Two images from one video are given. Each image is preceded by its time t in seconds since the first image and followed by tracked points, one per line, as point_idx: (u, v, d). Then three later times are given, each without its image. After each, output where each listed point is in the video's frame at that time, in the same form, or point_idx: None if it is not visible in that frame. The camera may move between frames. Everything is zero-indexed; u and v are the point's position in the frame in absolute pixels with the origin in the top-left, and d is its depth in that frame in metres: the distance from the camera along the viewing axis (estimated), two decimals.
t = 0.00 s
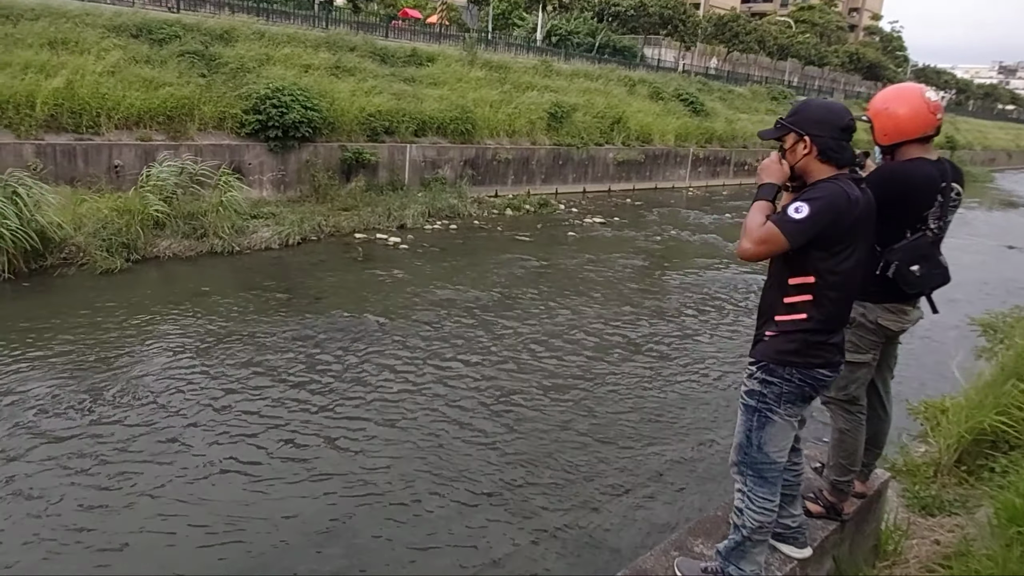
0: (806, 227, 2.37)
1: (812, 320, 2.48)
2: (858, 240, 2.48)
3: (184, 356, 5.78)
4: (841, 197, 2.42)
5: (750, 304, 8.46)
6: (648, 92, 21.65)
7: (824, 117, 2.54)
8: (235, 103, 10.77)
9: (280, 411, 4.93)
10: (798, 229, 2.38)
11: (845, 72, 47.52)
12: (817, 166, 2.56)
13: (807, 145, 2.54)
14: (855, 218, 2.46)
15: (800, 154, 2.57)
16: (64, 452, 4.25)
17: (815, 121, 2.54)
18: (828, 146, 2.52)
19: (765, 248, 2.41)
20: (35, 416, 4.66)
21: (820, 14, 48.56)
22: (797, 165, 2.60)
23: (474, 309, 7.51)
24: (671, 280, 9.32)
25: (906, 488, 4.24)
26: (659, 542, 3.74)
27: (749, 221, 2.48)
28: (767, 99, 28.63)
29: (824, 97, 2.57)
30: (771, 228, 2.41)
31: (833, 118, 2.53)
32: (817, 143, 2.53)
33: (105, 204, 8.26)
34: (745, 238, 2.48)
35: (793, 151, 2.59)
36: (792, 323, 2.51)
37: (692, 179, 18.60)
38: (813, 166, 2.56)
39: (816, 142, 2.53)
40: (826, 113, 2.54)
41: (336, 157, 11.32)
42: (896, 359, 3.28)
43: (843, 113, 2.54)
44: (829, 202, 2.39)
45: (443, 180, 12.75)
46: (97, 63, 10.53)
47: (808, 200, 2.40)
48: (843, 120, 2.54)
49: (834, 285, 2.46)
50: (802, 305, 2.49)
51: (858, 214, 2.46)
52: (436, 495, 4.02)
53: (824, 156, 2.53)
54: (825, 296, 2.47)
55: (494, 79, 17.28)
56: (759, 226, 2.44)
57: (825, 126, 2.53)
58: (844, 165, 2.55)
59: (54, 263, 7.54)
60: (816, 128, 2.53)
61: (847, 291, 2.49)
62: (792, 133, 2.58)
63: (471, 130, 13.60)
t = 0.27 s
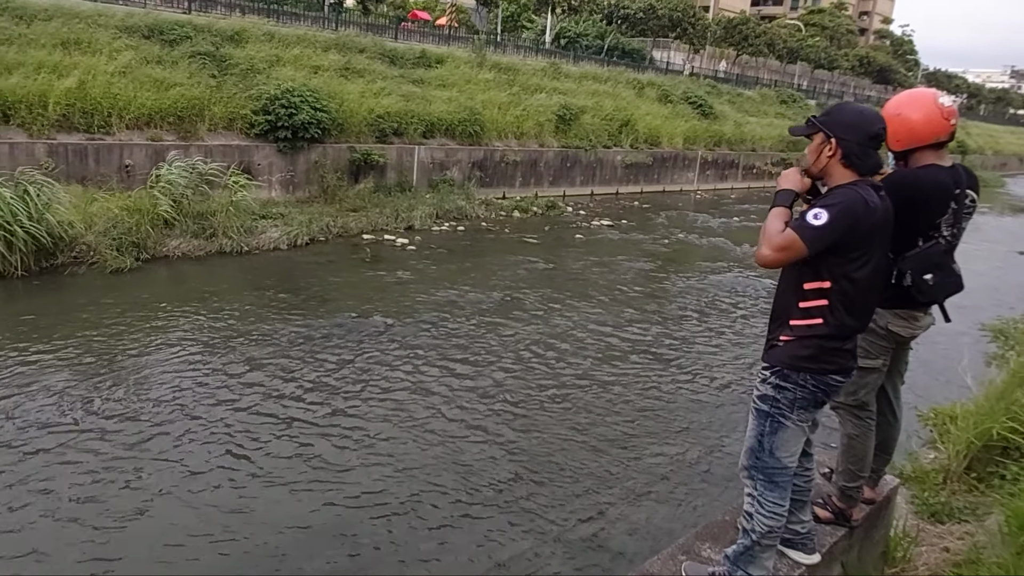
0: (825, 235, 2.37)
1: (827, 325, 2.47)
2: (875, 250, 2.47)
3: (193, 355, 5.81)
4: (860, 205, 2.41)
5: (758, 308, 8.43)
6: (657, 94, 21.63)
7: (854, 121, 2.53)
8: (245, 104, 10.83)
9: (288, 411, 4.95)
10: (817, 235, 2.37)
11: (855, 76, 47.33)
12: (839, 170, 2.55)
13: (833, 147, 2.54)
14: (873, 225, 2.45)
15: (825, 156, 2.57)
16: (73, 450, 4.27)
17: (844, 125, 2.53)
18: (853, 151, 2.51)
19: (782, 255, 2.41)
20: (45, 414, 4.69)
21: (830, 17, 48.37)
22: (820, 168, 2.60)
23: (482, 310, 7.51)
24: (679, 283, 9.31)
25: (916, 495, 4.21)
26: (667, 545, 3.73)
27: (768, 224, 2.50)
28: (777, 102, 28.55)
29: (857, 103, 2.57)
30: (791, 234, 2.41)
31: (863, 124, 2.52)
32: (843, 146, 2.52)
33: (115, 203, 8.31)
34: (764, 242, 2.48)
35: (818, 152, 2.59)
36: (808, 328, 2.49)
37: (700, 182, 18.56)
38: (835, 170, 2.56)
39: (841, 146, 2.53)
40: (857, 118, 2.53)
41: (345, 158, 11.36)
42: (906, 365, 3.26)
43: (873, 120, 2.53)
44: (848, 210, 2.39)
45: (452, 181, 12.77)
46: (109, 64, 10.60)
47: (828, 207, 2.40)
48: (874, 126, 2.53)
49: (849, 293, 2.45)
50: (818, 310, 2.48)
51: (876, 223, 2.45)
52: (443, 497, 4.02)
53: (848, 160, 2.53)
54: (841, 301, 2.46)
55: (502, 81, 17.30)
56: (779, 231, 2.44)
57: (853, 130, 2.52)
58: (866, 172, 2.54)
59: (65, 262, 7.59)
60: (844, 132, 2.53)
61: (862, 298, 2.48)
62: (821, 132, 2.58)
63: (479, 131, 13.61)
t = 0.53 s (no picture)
0: (847, 244, 2.35)
1: (844, 333, 2.46)
2: (895, 260, 2.46)
3: (201, 357, 5.83)
4: (885, 215, 2.39)
5: (765, 312, 8.40)
6: (664, 98, 21.61)
7: (875, 128, 2.52)
8: (253, 107, 10.87)
9: (295, 413, 4.96)
10: (839, 245, 2.36)
11: (863, 80, 47.19)
12: (857, 177, 2.56)
13: (851, 151, 2.58)
14: (895, 234, 2.43)
15: (844, 161, 2.62)
16: (82, 452, 4.29)
17: (865, 132, 2.53)
18: (870, 158, 2.51)
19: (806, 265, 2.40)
20: (54, 415, 4.72)
21: (838, 21, 48.24)
22: (841, 172, 2.65)
23: (488, 314, 7.52)
24: (686, 287, 9.28)
25: (925, 501, 4.18)
26: (674, 549, 3.72)
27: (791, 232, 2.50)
28: (784, 106, 28.50)
29: (882, 109, 2.54)
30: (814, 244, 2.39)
31: (883, 130, 2.50)
32: (860, 152, 2.53)
33: (124, 206, 8.35)
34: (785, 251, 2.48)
35: (840, 156, 2.65)
36: (825, 336, 2.48)
37: (707, 186, 18.53)
38: (853, 176, 2.58)
39: (856, 152, 2.55)
40: (878, 124, 2.51)
41: (352, 161, 11.39)
42: (914, 369, 3.24)
43: (896, 126, 2.50)
44: (873, 220, 2.36)
45: (458, 184, 12.79)
46: (119, 67, 10.67)
47: (854, 215, 2.38)
48: (894, 133, 2.50)
49: (869, 302, 2.44)
50: (837, 319, 2.47)
51: (899, 232, 2.44)
52: (449, 500, 4.02)
53: (864, 167, 2.53)
54: (859, 309, 2.44)
55: (509, 84, 17.32)
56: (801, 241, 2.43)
57: (872, 137, 2.52)
58: (882, 179, 2.52)
59: (75, 263, 7.64)
60: (864, 139, 2.53)
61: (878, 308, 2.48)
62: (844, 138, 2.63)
63: (486, 135, 13.64)
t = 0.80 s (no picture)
0: (885, 253, 2.32)
1: (869, 339, 2.45)
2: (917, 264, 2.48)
3: (208, 359, 5.85)
4: (915, 220, 2.38)
5: (772, 316, 8.37)
6: (671, 101, 21.58)
7: (872, 131, 2.53)
8: (261, 110, 10.92)
9: (301, 415, 4.97)
10: (878, 254, 2.32)
11: (871, 82, 47.02)
12: (867, 180, 2.54)
13: (859, 159, 2.57)
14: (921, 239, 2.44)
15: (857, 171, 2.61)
16: (89, 452, 4.31)
17: (863, 136, 2.55)
18: (875, 159, 2.50)
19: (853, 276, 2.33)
20: (62, 415, 4.74)
21: (846, 24, 48.10)
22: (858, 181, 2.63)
23: (494, 316, 7.51)
24: (692, 290, 9.26)
25: (934, 505, 4.15)
26: (680, 553, 3.70)
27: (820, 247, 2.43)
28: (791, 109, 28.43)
29: (877, 113, 2.56)
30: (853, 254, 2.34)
31: (881, 130, 2.51)
32: (865, 156, 2.53)
33: (132, 207, 8.38)
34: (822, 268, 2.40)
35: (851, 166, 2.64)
36: (852, 342, 2.45)
37: (714, 189, 18.49)
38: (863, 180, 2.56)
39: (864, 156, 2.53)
40: (873, 127, 2.53)
41: (359, 164, 11.41)
42: (923, 373, 3.22)
43: (894, 125, 2.50)
44: (906, 226, 2.35)
45: (464, 187, 12.80)
46: (127, 69, 10.73)
47: (887, 222, 2.35)
48: (891, 130, 2.50)
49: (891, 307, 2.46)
50: (864, 326, 2.44)
51: (925, 235, 2.45)
52: (455, 502, 4.02)
53: (871, 169, 2.51)
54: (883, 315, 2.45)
55: (516, 87, 17.34)
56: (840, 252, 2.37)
57: (872, 139, 2.52)
58: (892, 178, 2.48)
59: (83, 265, 7.68)
60: (865, 142, 2.54)
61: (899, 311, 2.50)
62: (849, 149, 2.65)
63: (493, 137, 13.64)
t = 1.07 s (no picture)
0: (919, 262, 2.31)
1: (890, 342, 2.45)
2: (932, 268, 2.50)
3: (212, 356, 5.86)
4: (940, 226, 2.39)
5: (777, 315, 8.34)
6: (676, 100, 21.54)
7: (884, 134, 2.49)
8: (266, 108, 10.93)
9: (305, 413, 4.97)
10: (915, 264, 2.30)
11: (878, 82, 46.85)
12: (877, 184, 2.52)
13: (868, 163, 2.53)
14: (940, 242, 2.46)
15: (863, 174, 2.56)
16: (95, 449, 4.33)
17: (873, 139, 2.51)
18: (889, 163, 2.47)
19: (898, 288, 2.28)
20: (68, 412, 4.75)
21: (853, 23, 47.89)
22: (862, 185, 2.59)
23: (499, 315, 7.50)
24: (697, 290, 9.24)
25: (939, 507, 4.13)
26: (683, 553, 3.69)
27: (849, 269, 2.36)
28: (797, 109, 28.34)
29: (883, 116, 2.54)
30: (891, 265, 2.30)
31: (891, 134, 2.48)
32: (876, 161, 2.49)
33: (138, 205, 8.40)
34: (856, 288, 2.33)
35: (856, 169, 2.60)
36: (873, 345, 2.43)
37: (719, 189, 18.45)
38: (873, 184, 2.53)
39: (875, 160, 2.50)
40: (881, 129, 2.50)
41: (364, 162, 11.41)
42: (929, 374, 3.21)
43: (905, 130, 2.49)
44: (935, 232, 2.35)
45: (469, 185, 12.80)
46: (134, 67, 10.76)
47: (918, 228, 2.33)
48: (903, 134, 2.48)
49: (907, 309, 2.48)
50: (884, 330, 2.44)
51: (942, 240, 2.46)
52: (458, 500, 4.02)
53: (884, 173, 2.49)
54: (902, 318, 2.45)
55: (521, 86, 17.32)
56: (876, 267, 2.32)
57: (884, 143, 2.49)
58: (905, 182, 2.47)
59: (90, 262, 7.71)
60: (876, 146, 2.50)
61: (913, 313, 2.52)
62: (853, 152, 2.60)
63: (498, 136, 13.64)
